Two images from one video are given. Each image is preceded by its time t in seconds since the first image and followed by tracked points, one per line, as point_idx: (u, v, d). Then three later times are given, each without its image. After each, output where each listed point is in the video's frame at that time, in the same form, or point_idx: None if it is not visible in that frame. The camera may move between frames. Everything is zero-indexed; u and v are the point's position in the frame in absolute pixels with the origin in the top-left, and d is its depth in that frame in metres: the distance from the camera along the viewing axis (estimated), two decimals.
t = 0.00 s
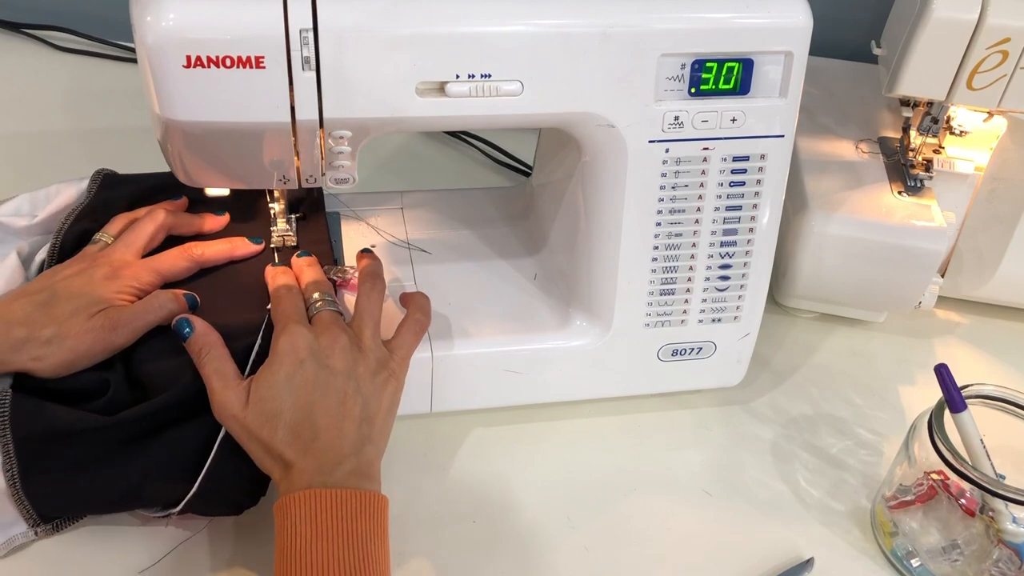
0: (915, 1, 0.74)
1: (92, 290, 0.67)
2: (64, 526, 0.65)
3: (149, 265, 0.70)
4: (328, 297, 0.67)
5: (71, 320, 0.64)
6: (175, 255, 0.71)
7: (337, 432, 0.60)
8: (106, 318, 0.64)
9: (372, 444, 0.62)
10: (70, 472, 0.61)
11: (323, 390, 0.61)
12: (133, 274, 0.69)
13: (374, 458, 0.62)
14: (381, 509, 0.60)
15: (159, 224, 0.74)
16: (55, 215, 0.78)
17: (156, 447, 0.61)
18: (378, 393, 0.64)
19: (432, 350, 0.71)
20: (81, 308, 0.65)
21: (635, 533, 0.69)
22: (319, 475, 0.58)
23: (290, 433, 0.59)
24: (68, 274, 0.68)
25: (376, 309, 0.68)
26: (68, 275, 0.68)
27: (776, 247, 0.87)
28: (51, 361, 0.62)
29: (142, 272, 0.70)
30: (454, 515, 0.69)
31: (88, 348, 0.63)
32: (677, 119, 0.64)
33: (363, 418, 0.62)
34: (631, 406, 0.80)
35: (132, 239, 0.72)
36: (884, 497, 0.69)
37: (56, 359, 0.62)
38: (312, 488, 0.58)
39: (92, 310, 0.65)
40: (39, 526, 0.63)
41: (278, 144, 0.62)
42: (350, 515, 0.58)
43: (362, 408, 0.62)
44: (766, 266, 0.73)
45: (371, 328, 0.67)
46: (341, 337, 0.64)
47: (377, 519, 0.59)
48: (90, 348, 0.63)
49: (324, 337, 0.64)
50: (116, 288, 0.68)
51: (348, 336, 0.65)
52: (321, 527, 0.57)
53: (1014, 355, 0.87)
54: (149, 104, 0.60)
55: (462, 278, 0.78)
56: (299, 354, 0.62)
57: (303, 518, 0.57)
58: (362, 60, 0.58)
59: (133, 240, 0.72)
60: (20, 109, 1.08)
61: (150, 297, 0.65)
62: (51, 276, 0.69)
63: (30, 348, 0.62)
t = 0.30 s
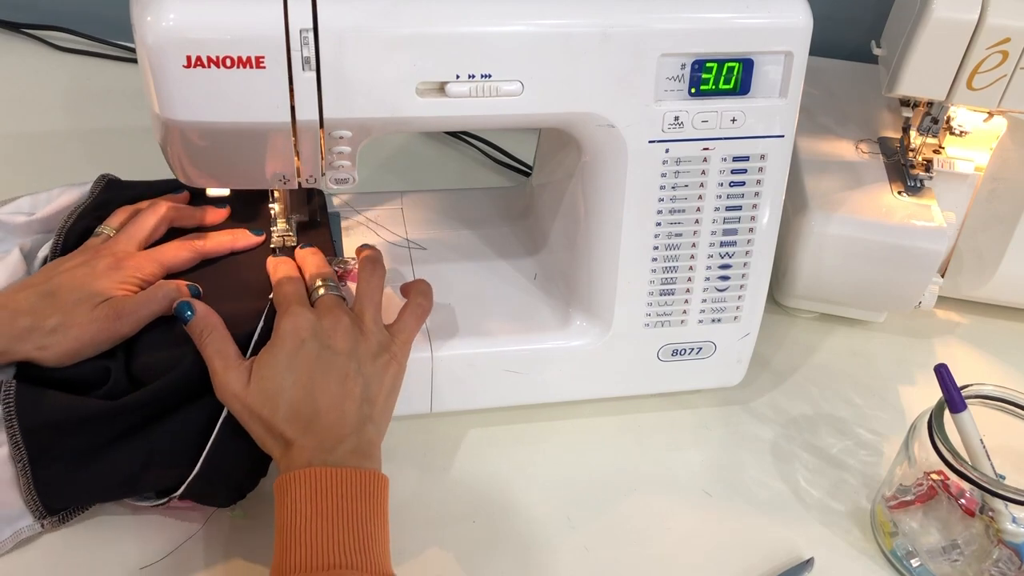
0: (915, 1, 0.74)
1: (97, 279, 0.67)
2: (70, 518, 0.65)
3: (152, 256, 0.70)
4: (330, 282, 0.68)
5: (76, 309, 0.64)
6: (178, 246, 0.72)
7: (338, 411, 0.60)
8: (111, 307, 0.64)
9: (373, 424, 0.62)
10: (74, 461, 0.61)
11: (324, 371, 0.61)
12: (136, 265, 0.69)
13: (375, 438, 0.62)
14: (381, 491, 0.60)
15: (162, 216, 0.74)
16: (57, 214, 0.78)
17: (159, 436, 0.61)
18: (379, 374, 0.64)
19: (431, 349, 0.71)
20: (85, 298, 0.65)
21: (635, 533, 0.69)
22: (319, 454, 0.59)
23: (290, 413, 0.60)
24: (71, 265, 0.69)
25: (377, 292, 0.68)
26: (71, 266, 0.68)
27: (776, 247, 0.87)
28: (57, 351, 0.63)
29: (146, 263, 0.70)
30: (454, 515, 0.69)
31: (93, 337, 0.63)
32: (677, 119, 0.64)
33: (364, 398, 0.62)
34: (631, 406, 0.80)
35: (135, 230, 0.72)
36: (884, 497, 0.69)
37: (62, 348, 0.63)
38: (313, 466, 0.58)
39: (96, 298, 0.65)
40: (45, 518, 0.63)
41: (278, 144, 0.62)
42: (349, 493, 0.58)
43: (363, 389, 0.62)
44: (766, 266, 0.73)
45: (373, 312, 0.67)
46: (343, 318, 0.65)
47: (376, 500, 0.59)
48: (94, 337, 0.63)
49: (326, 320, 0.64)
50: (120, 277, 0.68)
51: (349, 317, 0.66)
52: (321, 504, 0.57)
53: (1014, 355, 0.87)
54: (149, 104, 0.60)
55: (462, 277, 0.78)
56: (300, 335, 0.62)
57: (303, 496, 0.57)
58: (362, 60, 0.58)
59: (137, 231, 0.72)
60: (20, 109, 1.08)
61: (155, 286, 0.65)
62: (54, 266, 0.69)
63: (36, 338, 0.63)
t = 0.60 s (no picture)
0: (915, 1, 0.74)
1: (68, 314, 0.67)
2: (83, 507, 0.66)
3: (123, 288, 0.69)
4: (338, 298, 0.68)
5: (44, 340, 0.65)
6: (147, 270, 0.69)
7: (328, 438, 0.60)
8: (74, 344, 0.64)
9: (366, 448, 0.61)
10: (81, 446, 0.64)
11: (318, 391, 0.61)
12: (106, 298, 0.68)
13: (368, 464, 0.61)
14: (374, 513, 0.60)
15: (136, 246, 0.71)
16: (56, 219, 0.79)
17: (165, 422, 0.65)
18: (376, 397, 0.63)
19: (432, 349, 0.71)
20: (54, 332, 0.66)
21: (634, 533, 0.69)
22: (307, 480, 0.58)
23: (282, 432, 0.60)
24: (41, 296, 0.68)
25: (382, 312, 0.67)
26: (41, 296, 0.68)
27: (775, 247, 0.87)
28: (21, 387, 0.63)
29: (116, 295, 0.68)
30: (454, 515, 0.69)
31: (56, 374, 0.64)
32: (677, 119, 0.64)
33: (359, 421, 0.62)
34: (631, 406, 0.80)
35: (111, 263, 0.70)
36: (884, 497, 0.69)
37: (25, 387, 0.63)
38: (298, 493, 0.58)
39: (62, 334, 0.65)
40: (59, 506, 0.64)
41: (278, 144, 0.62)
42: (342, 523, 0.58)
43: (358, 412, 0.62)
44: (766, 265, 0.73)
45: (376, 332, 0.66)
46: (340, 338, 0.64)
47: (369, 527, 0.59)
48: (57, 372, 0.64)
49: (324, 337, 0.64)
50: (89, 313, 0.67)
51: (350, 339, 0.65)
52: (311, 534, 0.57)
53: (1014, 355, 0.87)
54: (149, 104, 0.60)
55: (462, 277, 0.78)
56: (295, 353, 0.62)
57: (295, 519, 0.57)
58: (362, 60, 0.58)
59: (113, 264, 0.70)
60: (20, 109, 1.08)
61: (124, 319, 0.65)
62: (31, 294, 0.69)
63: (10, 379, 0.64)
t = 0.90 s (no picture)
0: (915, 2, 0.74)
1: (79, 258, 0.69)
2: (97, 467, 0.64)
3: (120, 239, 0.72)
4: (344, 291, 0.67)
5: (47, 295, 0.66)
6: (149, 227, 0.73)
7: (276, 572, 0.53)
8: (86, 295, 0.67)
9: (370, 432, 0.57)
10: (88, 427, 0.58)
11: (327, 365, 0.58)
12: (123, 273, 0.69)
13: None
14: None
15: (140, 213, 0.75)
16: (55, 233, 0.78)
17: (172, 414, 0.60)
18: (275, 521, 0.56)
19: (432, 349, 0.71)
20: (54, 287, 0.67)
21: (634, 533, 0.69)
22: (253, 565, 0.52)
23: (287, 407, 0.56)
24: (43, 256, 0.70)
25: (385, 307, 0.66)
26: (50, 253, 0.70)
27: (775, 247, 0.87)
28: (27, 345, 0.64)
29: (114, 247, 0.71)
30: (454, 516, 0.69)
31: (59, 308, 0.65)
32: (678, 119, 0.64)
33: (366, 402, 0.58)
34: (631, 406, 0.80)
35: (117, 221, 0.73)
36: (884, 497, 0.69)
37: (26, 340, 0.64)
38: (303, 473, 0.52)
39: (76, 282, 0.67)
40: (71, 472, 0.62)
41: (278, 144, 0.62)
42: None
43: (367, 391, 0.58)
44: (767, 266, 0.73)
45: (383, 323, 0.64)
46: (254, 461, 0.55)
47: None
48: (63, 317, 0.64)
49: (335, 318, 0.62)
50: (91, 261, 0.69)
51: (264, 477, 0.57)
52: None
53: (1014, 355, 0.87)
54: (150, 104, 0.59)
55: (462, 277, 0.78)
56: (219, 444, 0.54)
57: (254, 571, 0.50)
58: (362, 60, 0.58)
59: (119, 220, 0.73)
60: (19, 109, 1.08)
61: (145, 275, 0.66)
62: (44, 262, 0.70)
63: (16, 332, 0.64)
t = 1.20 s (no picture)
0: (915, 1, 0.74)
1: (110, 331, 0.65)
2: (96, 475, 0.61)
3: (165, 314, 0.67)
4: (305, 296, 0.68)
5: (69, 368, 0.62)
6: (196, 305, 0.68)
7: (329, 426, 0.59)
8: (119, 364, 0.63)
9: (371, 432, 0.60)
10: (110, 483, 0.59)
11: (305, 391, 0.60)
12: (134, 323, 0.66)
13: (380, 445, 0.60)
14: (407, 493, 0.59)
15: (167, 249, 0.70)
16: (44, 243, 0.77)
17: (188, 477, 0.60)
18: (365, 378, 0.63)
19: (432, 349, 0.71)
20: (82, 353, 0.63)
21: (635, 533, 0.69)
22: (321, 479, 0.57)
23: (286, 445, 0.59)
24: (71, 308, 0.65)
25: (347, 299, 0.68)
26: (70, 309, 0.65)
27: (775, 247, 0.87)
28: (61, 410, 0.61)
29: (153, 317, 0.66)
30: (454, 516, 0.69)
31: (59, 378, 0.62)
32: (677, 119, 0.64)
33: (355, 407, 0.61)
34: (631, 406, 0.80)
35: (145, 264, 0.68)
36: (884, 497, 0.69)
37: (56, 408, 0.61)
38: (322, 491, 0.56)
39: (100, 354, 0.64)
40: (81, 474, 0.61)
41: (278, 145, 0.62)
42: (357, 496, 0.56)
43: (352, 397, 0.61)
44: (767, 265, 0.73)
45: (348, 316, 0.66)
46: (311, 331, 0.64)
47: (401, 502, 0.57)
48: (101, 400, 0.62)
49: (295, 334, 0.64)
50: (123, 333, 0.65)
51: (319, 330, 0.65)
52: (343, 523, 0.55)
53: (1014, 355, 0.87)
54: (150, 105, 0.60)
55: (463, 277, 0.78)
56: (269, 362, 0.62)
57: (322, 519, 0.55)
58: (363, 60, 0.58)
59: (148, 266, 0.68)
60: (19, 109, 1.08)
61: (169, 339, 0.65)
62: (45, 308, 0.65)
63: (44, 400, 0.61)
